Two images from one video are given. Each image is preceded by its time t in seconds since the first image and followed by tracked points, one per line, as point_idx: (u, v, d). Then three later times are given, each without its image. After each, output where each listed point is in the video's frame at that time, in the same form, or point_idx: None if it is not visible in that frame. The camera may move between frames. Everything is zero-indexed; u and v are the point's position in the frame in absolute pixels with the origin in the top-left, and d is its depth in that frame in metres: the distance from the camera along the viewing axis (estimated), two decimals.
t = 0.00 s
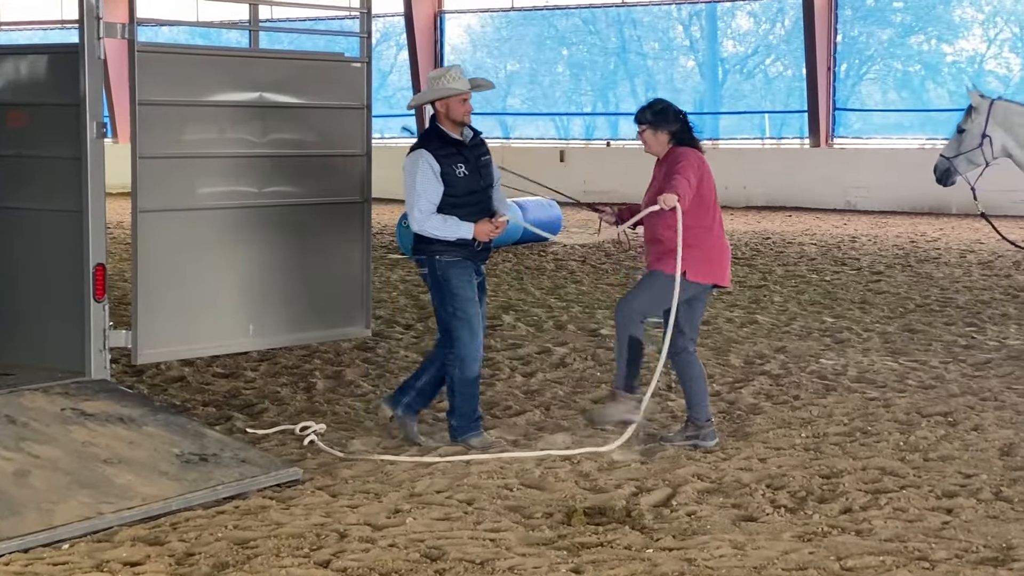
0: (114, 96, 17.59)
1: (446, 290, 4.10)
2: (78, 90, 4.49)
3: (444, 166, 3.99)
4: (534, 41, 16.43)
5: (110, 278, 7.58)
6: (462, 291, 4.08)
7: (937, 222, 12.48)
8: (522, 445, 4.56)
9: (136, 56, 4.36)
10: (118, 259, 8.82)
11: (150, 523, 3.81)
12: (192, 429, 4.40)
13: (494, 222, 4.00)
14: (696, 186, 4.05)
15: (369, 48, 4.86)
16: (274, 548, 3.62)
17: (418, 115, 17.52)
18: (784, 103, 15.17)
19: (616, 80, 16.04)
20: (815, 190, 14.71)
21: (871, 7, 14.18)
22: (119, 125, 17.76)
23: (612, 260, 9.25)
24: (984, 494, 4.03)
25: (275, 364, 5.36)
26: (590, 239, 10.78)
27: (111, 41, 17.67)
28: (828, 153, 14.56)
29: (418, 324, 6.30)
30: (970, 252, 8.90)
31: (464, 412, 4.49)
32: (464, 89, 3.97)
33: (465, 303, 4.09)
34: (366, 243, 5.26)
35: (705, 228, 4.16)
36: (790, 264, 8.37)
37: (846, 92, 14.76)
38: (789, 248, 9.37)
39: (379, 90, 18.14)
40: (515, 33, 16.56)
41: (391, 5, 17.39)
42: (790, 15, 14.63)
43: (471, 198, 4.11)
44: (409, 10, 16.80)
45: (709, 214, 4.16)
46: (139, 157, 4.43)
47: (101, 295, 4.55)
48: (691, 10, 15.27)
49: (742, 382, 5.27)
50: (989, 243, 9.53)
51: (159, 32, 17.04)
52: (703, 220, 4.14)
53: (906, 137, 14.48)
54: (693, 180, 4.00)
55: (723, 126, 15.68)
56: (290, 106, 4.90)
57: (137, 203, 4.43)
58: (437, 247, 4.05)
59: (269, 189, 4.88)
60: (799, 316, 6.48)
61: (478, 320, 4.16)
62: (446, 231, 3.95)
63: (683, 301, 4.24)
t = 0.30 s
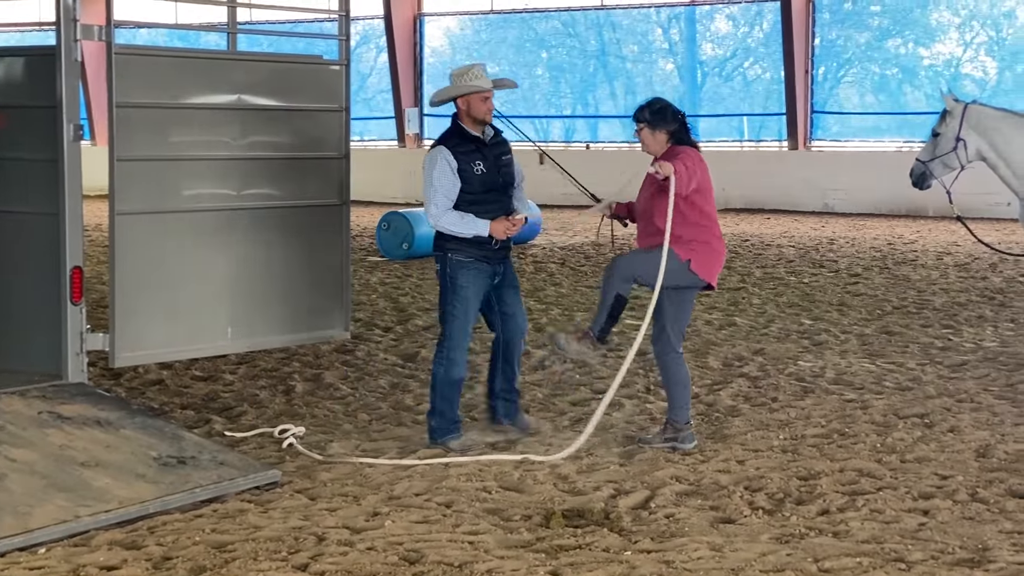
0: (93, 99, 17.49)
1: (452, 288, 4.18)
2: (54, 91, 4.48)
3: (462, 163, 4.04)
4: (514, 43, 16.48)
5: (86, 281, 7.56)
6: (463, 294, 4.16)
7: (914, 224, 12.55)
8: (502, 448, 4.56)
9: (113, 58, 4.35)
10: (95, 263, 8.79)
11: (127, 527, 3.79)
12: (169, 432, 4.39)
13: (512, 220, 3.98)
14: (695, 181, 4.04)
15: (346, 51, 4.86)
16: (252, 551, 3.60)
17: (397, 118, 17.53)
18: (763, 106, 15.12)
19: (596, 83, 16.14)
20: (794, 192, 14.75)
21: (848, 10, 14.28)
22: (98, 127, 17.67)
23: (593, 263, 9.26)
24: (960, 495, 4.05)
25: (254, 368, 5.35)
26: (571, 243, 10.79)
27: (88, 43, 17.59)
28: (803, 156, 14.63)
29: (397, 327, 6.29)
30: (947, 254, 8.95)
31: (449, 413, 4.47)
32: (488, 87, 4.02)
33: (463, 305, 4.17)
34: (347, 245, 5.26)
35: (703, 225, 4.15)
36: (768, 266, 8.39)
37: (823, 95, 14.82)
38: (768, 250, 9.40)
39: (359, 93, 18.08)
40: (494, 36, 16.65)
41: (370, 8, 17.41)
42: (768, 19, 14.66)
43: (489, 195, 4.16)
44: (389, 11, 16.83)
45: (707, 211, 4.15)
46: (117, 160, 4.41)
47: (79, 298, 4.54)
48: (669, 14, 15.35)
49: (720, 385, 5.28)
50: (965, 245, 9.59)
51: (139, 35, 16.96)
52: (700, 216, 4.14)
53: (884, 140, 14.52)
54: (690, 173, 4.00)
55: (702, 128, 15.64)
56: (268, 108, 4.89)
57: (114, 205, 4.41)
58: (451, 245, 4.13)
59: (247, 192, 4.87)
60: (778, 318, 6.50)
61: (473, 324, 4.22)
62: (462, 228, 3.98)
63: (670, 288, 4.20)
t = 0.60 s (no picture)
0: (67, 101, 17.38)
1: (475, 289, 4.17)
2: (27, 92, 4.46)
3: (482, 162, 4.05)
4: (490, 45, 16.48)
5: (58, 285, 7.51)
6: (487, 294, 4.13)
7: (890, 226, 12.61)
8: (478, 450, 4.55)
9: (86, 59, 4.33)
10: (69, 266, 8.74)
11: (100, 530, 3.76)
12: (143, 435, 4.37)
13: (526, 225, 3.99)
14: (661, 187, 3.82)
15: (321, 52, 4.85)
16: (226, 555, 3.58)
17: (374, 120, 17.49)
18: (738, 107, 15.13)
19: (572, 85, 16.14)
20: (771, 195, 14.79)
21: (824, 12, 14.34)
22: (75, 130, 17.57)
23: (569, 265, 9.26)
24: (934, 496, 4.06)
25: (229, 370, 5.33)
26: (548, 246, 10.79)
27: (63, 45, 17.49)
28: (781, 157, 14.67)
29: (372, 330, 6.28)
30: (922, 255, 8.99)
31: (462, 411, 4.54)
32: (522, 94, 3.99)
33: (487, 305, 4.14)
34: (321, 248, 5.25)
35: (676, 236, 3.89)
36: (745, 268, 8.41)
37: (799, 97, 14.87)
38: (744, 252, 9.42)
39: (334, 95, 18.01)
40: (471, 38, 16.65)
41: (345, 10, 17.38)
42: (743, 21, 14.69)
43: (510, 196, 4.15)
44: (365, 13, 16.82)
45: (683, 221, 3.89)
46: (89, 161, 4.39)
47: (52, 300, 4.53)
48: (645, 16, 15.40)
49: (696, 386, 5.29)
50: (940, 247, 9.64)
51: (113, 36, 16.85)
52: (673, 225, 3.89)
53: (859, 143, 14.56)
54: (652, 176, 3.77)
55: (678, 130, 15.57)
56: (243, 110, 4.87)
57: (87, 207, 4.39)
58: (473, 249, 4.14)
59: (222, 194, 4.85)
60: (754, 320, 6.50)
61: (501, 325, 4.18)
62: (476, 226, 3.96)
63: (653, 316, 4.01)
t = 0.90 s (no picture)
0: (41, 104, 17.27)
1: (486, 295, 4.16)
2: None
3: (487, 163, 4.04)
4: (464, 47, 16.48)
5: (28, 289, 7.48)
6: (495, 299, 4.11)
7: (863, 227, 12.67)
8: (451, 452, 4.55)
9: (57, 61, 4.32)
10: (40, 269, 8.70)
11: (72, 534, 3.73)
12: (115, 438, 4.35)
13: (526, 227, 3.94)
14: (631, 198, 3.70)
15: (294, 54, 4.86)
16: (199, 558, 3.56)
17: (348, 122, 17.44)
18: (712, 109, 15.16)
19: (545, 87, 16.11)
20: (744, 197, 14.82)
21: (797, 15, 14.42)
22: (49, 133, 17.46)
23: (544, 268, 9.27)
24: (906, 496, 4.08)
25: (202, 372, 5.32)
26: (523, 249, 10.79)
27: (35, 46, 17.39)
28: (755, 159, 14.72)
29: (346, 332, 6.28)
30: (894, 257, 9.03)
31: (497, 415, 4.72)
32: (529, 101, 3.94)
33: (498, 308, 4.12)
34: (295, 251, 5.24)
35: (661, 243, 3.74)
36: (719, 270, 8.43)
37: (773, 99, 14.88)
38: (719, 254, 9.44)
39: (308, 97, 17.95)
40: (445, 39, 16.62)
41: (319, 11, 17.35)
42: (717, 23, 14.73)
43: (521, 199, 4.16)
44: (338, 14, 16.79)
45: (667, 226, 3.74)
46: (61, 163, 4.38)
47: (23, 304, 4.52)
48: (619, 19, 15.46)
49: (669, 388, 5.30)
50: (913, 249, 9.69)
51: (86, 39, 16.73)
52: (656, 231, 3.75)
53: (833, 145, 14.57)
54: (614, 193, 3.65)
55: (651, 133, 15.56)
56: (215, 112, 4.86)
57: (59, 209, 4.38)
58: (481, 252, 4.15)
59: (195, 196, 4.85)
60: (728, 321, 6.52)
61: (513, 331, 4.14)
62: (476, 227, 3.98)
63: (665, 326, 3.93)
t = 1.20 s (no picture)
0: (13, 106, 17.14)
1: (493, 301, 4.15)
2: None
3: (486, 167, 4.04)
4: (438, 49, 16.50)
5: None
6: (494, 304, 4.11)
7: (836, 229, 12.71)
8: (425, 455, 4.54)
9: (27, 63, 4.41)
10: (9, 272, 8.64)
11: (43, 538, 3.69)
12: (87, 442, 4.33)
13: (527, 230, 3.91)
14: (613, 204, 3.60)
15: (268, 57, 4.86)
16: (172, 562, 3.53)
17: (321, 124, 17.37)
18: (686, 111, 15.17)
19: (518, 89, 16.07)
20: (716, 198, 14.87)
21: (769, 17, 14.47)
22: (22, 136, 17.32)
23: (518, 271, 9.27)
24: (879, 497, 4.09)
25: (175, 375, 5.30)
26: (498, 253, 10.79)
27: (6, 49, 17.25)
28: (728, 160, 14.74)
29: (320, 334, 6.26)
30: (866, 259, 9.07)
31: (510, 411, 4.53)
32: (517, 102, 3.96)
33: (499, 314, 4.11)
34: (268, 253, 5.31)
35: (643, 251, 3.62)
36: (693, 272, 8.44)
37: (746, 101, 14.87)
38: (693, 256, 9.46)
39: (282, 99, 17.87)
40: (418, 41, 16.65)
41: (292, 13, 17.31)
42: (691, 25, 14.79)
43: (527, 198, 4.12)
44: (312, 16, 16.75)
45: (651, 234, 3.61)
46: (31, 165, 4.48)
47: None
48: (592, 21, 15.45)
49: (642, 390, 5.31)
50: (884, 250, 9.74)
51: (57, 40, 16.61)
52: (639, 238, 3.63)
53: (805, 147, 14.61)
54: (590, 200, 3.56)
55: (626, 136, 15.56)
56: (187, 114, 4.94)
57: (28, 211, 4.48)
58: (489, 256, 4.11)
59: (166, 198, 4.93)
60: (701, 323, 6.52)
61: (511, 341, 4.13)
62: (480, 231, 3.94)
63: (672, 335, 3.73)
